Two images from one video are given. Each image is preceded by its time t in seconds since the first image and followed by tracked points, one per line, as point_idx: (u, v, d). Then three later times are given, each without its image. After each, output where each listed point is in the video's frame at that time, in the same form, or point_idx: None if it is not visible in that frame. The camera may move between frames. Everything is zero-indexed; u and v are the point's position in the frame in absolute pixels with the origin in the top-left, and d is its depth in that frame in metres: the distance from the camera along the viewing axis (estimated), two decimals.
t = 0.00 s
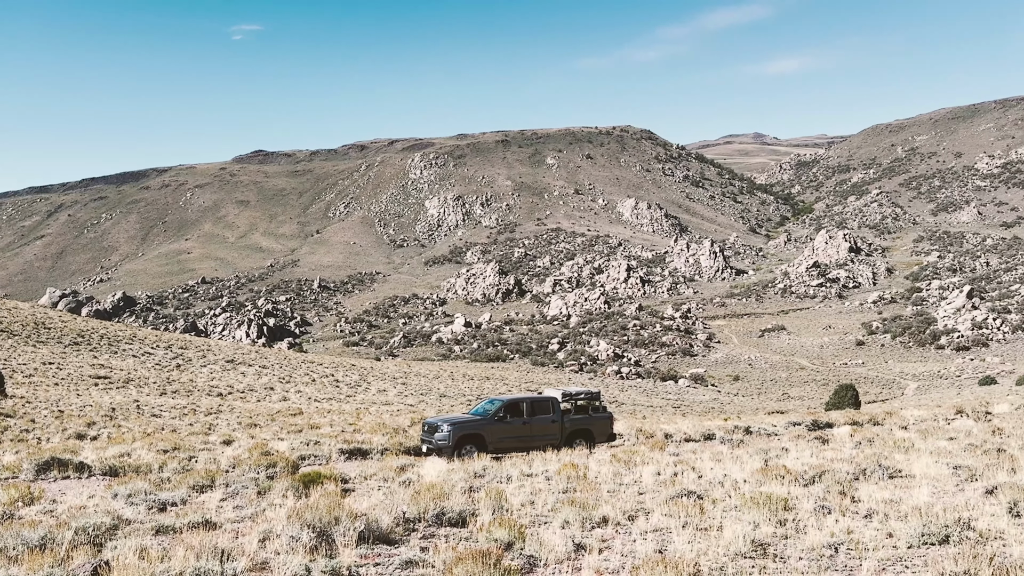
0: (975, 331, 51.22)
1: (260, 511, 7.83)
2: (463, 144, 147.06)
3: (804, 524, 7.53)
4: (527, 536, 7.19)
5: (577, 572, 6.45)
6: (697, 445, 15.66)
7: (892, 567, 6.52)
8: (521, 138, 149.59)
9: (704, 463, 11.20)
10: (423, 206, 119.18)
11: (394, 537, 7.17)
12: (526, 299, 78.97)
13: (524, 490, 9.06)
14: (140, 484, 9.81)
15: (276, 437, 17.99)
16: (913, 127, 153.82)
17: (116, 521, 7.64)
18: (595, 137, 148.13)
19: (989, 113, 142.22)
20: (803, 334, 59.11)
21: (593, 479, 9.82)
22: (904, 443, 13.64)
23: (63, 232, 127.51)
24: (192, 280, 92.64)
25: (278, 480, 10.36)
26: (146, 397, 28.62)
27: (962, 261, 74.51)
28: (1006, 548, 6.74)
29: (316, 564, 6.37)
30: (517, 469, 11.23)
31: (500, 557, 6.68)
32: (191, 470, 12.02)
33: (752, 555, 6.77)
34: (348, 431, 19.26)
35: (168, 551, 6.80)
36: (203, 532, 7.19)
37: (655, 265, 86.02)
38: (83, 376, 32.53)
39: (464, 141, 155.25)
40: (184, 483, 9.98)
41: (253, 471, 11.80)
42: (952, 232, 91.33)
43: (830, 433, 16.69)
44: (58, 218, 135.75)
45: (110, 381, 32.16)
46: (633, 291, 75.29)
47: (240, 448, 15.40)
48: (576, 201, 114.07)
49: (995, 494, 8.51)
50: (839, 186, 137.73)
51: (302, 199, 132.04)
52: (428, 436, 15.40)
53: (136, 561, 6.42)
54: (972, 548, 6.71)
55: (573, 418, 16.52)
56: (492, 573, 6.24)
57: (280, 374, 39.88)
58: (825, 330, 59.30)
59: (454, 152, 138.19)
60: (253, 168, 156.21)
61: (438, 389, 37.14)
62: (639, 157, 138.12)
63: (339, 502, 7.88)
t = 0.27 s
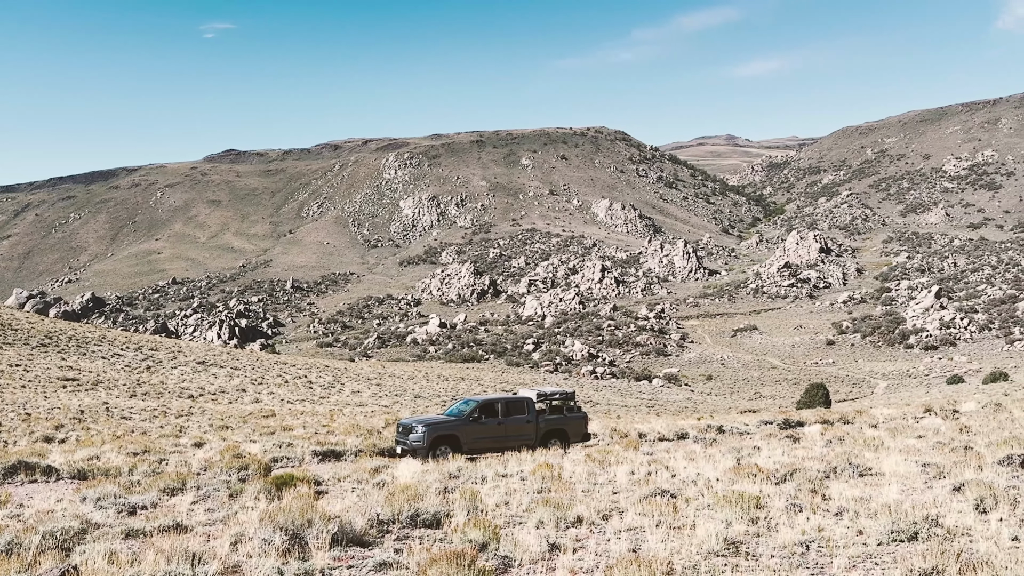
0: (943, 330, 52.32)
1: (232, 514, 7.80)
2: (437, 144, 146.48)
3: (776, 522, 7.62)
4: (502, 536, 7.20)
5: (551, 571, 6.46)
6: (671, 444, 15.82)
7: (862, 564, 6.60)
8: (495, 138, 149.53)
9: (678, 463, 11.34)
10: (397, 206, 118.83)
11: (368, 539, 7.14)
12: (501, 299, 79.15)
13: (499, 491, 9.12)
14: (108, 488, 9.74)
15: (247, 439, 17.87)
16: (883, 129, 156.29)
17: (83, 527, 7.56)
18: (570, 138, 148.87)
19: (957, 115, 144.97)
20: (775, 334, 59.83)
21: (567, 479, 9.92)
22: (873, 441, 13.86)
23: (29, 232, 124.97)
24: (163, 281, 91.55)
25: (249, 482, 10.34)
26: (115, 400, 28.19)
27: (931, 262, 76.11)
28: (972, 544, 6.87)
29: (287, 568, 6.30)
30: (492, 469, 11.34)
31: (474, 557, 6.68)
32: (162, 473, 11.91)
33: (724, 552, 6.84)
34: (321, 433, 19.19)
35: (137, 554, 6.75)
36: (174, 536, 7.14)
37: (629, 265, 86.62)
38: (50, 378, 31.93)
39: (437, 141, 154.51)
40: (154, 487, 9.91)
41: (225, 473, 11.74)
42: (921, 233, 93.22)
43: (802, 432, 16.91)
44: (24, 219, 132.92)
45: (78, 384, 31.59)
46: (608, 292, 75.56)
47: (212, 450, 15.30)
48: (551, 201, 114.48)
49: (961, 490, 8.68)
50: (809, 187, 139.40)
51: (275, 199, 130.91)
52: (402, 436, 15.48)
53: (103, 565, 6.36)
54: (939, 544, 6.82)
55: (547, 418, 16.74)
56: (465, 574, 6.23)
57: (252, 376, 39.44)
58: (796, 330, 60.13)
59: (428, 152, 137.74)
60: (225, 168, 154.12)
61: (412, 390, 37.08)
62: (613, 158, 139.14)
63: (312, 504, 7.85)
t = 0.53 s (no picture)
0: (913, 330, 53.50)
1: (205, 518, 7.73)
2: (413, 144, 145.92)
3: (748, 520, 7.69)
4: (477, 537, 7.20)
5: (525, 573, 6.47)
6: (645, 444, 15.96)
7: (834, 561, 6.68)
8: (470, 138, 149.41)
9: (653, 462, 11.45)
10: (372, 206, 118.44)
11: (341, 541, 7.11)
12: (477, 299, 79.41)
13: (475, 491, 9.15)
14: (77, 492, 9.60)
15: (220, 441, 17.71)
16: (855, 130, 158.60)
17: (52, 532, 7.45)
18: (545, 139, 149.79)
19: (926, 117, 147.41)
20: (748, 334, 60.54)
21: (543, 479, 9.99)
22: (844, 439, 14.08)
23: None
24: (133, 281, 90.44)
25: (223, 485, 10.26)
26: (83, 402, 27.74)
27: (901, 262, 77.59)
28: (941, 540, 6.98)
29: (260, 571, 6.25)
30: (468, 470, 11.40)
31: (449, 559, 6.66)
32: (133, 477, 11.78)
33: (698, 551, 6.87)
34: (295, 435, 19.10)
35: (107, 558, 6.66)
36: (145, 540, 7.06)
37: (605, 265, 87.13)
38: (16, 381, 31.26)
39: (411, 141, 153.63)
40: (125, 491, 9.79)
41: (197, 476, 11.62)
42: (891, 234, 94.90)
43: (774, 430, 17.15)
44: None
45: (45, 386, 30.97)
46: (582, 292, 76.48)
47: (184, 453, 15.14)
48: (527, 202, 115.86)
49: (931, 488, 8.84)
50: (781, 188, 141.41)
51: (247, 198, 129.80)
52: (377, 438, 15.49)
53: (73, 570, 6.27)
54: (910, 541, 6.91)
55: (523, 418, 16.95)
56: (439, 575, 6.22)
57: (225, 378, 38.98)
58: (768, 330, 61.04)
59: (403, 152, 137.22)
60: (197, 167, 151.74)
61: (388, 391, 36.99)
62: (587, 159, 140.66)
63: (285, 507, 7.80)
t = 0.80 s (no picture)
0: (884, 329, 54.88)
1: (177, 522, 7.67)
2: (388, 144, 145.54)
3: (722, 518, 7.76)
4: (453, 539, 7.21)
5: (501, 572, 6.48)
6: (620, 443, 16.13)
7: (806, 558, 6.73)
8: (445, 138, 149.29)
9: (627, 462, 11.68)
10: (347, 206, 117.99)
11: (316, 544, 7.10)
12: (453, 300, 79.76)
13: (451, 493, 9.31)
14: (46, 496, 9.49)
15: (193, 443, 17.59)
16: (826, 132, 160.84)
17: (21, 536, 7.35)
18: (521, 139, 150.68)
19: (897, 119, 149.55)
20: (722, 334, 61.23)
21: (518, 481, 10.27)
22: (817, 438, 14.29)
23: None
24: (104, 282, 89.37)
25: (196, 488, 10.21)
26: (52, 405, 27.29)
27: (871, 262, 78.91)
28: (910, 537, 7.09)
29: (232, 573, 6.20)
30: (443, 472, 11.67)
31: (425, 560, 6.65)
32: (103, 480, 11.66)
33: (673, 550, 6.91)
34: (268, 437, 19.02)
35: (77, 562, 6.59)
36: (115, 543, 7.00)
37: (580, 266, 87.84)
38: None
39: (387, 141, 153.13)
40: (95, 494, 9.69)
41: (169, 479, 11.55)
42: (862, 234, 96.40)
43: (748, 429, 17.33)
44: None
45: (12, 389, 30.36)
46: (558, 292, 77.26)
47: (155, 455, 15.00)
48: (503, 203, 117.37)
49: (901, 485, 9.01)
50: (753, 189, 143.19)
51: (220, 198, 128.61)
52: (352, 439, 15.53)
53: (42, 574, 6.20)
54: (880, 538, 7.01)
55: (498, 418, 17.15)
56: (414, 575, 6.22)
57: (197, 379, 38.54)
58: (742, 329, 61.83)
59: (378, 152, 136.72)
60: (169, 166, 149.48)
61: (363, 392, 36.94)
62: (563, 160, 142.00)
63: (259, 511, 7.76)
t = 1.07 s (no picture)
0: (856, 328, 55.91)
1: (149, 525, 7.61)
2: (363, 143, 144.76)
3: (697, 516, 7.83)
4: (428, 539, 7.21)
5: (477, 572, 6.47)
6: (596, 442, 16.24)
7: (779, 555, 6.81)
8: (421, 138, 148.77)
9: (603, 461, 11.83)
10: (321, 205, 117.39)
11: (290, 546, 7.07)
12: (429, 300, 79.77)
13: (427, 493, 9.39)
14: (15, 500, 9.37)
15: (165, 445, 17.42)
16: (799, 133, 162.46)
17: None
18: (497, 139, 151.09)
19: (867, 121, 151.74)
20: (696, 333, 61.71)
21: (493, 480, 10.41)
22: (790, 435, 14.47)
23: None
24: (74, 283, 88.12)
25: (169, 490, 10.13)
26: (20, 408, 26.81)
27: (844, 262, 79.99)
28: (881, 534, 7.18)
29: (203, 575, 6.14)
30: (419, 472, 11.81)
31: (399, 561, 6.62)
32: (74, 483, 11.53)
33: (647, 547, 6.95)
34: (243, 438, 18.91)
35: (46, 567, 6.50)
36: (86, 547, 6.92)
37: (557, 265, 88.26)
38: None
39: (363, 140, 152.30)
40: (65, 498, 9.59)
41: (142, 481, 11.44)
42: (834, 234, 97.58)
43: (722, 427, 17.48)
44: None
45: None
46: (535, 292, 77.68)
47: (127, 458, 14.84)
48: (479, 202, 117.42)
49: (873, 482, 9.16)
50: (727, 189, 144.58)
51: (193, 197, 127.26)
52: (327, 441, 15.51)
53: None
54: (853, 534, 7.09)
55: (475, 418, 17.23)
56: None
57: (169, 381, 38.07)
58: (716, 328, 62.42)
59: (353, 151, 136.28)
60: (140, 166, 147.32)
61: (339, 393, 36.81)
62: (539, 160, 142.93)
63: (232, 514, 7.71)
